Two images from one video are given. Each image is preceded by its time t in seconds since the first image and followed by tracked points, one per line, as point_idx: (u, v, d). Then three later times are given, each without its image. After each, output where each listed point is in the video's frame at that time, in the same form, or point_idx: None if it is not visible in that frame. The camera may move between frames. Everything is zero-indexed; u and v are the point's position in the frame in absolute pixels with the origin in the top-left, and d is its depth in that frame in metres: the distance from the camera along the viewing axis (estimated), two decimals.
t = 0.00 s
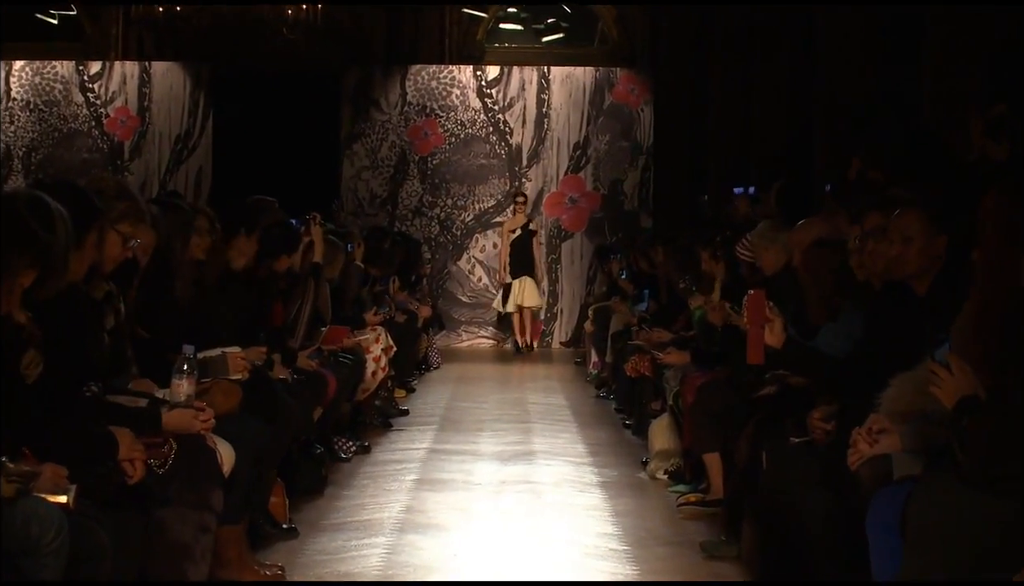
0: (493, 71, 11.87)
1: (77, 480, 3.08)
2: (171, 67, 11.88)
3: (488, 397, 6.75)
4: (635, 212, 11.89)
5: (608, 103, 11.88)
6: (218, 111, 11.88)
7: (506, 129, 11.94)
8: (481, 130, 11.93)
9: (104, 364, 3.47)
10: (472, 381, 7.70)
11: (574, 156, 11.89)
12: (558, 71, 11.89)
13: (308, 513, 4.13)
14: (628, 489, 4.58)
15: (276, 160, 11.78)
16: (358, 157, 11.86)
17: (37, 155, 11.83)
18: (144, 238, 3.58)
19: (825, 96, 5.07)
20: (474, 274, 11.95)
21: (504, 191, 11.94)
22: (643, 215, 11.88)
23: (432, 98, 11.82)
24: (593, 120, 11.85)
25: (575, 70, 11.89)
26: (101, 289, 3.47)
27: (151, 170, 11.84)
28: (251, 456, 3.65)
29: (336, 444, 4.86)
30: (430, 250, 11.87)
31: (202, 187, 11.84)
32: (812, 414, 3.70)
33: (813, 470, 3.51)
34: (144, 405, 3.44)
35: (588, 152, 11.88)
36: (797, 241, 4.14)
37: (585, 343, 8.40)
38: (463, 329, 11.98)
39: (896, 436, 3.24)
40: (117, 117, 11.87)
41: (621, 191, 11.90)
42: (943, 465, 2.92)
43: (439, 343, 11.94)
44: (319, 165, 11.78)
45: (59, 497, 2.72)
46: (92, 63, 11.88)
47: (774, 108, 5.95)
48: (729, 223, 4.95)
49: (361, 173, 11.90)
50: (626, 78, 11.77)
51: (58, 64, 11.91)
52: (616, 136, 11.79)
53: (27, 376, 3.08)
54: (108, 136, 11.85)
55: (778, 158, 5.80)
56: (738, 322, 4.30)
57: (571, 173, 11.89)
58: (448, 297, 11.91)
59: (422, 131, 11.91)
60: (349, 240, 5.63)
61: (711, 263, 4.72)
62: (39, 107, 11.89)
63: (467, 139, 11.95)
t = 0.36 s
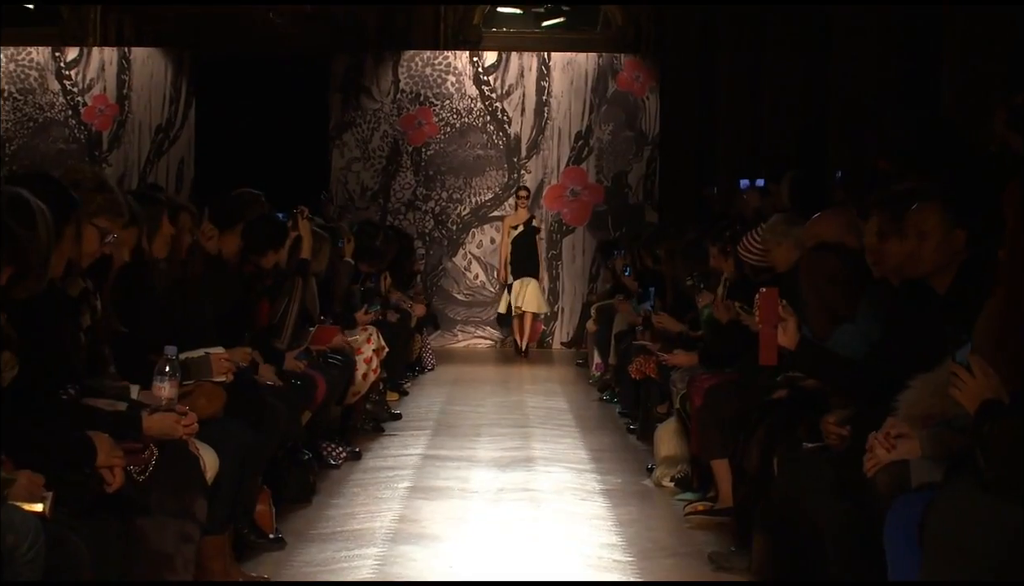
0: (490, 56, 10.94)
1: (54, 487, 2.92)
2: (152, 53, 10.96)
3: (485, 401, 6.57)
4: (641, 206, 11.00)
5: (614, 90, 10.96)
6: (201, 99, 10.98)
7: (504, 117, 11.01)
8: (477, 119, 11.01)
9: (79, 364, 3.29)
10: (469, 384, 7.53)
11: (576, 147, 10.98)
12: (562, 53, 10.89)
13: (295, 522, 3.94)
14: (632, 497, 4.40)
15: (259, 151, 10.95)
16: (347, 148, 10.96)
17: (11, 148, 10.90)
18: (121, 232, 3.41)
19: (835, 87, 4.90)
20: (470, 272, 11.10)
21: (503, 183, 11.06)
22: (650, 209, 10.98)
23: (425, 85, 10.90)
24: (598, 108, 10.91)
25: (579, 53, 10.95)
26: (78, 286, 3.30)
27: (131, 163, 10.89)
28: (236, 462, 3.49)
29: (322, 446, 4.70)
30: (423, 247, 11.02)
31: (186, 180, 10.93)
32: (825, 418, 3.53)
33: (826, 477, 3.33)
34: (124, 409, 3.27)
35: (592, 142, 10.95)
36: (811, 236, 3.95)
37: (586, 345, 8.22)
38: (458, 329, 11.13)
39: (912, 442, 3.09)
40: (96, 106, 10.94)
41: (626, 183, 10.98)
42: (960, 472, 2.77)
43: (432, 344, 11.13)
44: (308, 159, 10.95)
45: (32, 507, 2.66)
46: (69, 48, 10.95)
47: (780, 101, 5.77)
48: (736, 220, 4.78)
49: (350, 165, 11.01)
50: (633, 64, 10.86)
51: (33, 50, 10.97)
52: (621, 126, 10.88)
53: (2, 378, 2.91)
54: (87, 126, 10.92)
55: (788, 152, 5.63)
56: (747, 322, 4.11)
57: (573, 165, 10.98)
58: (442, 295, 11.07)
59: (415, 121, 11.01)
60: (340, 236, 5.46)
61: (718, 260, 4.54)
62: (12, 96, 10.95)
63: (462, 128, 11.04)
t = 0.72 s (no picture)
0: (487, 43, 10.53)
1: (29, 496, 2.75)
2: (133, 40, 10.29)
3: (482, 405, 6.39)
4: (645, 200, 10.59)
5: (617, 78, 10.56)
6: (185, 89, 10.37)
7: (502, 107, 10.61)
8: (474, 108, 10.59)
9: (54, 366, 3.11)
10: (465, 387, 7.35)
11: (577, 137, 10.57)
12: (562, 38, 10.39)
13: (281, 532, 3.77)
14: (638, 507, 4.21)
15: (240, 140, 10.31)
16: (337, 138, 10.50)
17: None
18: (98, 228, 3.25)
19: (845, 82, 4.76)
20: (466, 270, 10.62)
21: (500, 175, 10.62)
22: (656, 203, 10.59)
23: (419, 73, 10.49)
24: (600, 97, 10.53)
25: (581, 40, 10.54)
26: (54, 285, 3.14)
27: (109, 155, 10.22)
28: (221, 469, 3.33)
29: (309, 452, 4.54)
30: (417, 243, 10.56)
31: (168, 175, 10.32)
32: (838, 423, 3.36)
33: (841, 485, 3.16)
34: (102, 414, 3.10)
35: (594, 133, 10.55)
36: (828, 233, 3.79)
37: (589, 348, 8.04)
38: (454, 330, 10.65)
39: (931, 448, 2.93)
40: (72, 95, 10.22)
41: (631, 175, 10.57)
42: (984, 478, 2.61)
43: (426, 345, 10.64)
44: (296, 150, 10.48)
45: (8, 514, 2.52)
46: (42, 33, 10.19)
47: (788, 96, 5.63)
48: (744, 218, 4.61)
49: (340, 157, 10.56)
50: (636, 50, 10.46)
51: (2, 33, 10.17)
52: (625, 116, 10.48)
53: None
54: (62, 116, 10.20)
55: (798, 149, 5.47)
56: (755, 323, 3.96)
57: (575, 157, 10.60)
58: (437, 294, 10.57)
59: (408, 110, 10.58)
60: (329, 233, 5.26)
61: (725, 259, 4.37)
62: None
63: (458, 118, 10.62)
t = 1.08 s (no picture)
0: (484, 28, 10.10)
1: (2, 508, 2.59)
2: (112, 25, 10.08)
3: (481, 410, 6.23)
4: (650, 193, 10.20)
5: (621, 66, 10.15)
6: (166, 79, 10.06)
7: (501, 96, 10.20)
8: (471, 97, 10.18)
9: (30, 367, 2.95)
10: (462, 391, 7.18)
11: (580, 128, 10.17)
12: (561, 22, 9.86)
13: (268, 543, 3.61)
14: (643, 517, 4.05)
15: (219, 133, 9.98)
16: (327, 129, 10.10)
17: None
18: (79, 226, 3.12)
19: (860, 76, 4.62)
20: (463, 267, 10.23)
21: (498, 168, 10.20)
22: (662, 197, 10.18)
23: (413, 61, 10.10)
24: (603, 85, 10.13)
25: (584, 26, 10.14)
26: (30, 283, 2.99)
27: (88, 146, 10.04)
28: (204, 478, 3.17)
29: (298, 459, 4.39)
30: (411, 240, 10.16)
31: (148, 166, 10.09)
32: (856, 431, 3.21)
33: (858, 495, 2.99)
34: (81, 420, 2.94)
35: (597, 123, 10.16)
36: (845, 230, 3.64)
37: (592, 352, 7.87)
38: (450, 330, 10.26)
39: (951, 454, 2.78)
40: (48, 83, 10.02)
41: (636, 168, 10.18)
42: (1012, 488, 2.46)
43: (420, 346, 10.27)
44: (283, 141, 10.03)
45: None
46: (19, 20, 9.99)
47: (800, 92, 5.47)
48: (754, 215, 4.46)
49: (330, 149, 10.16)
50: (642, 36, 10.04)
51: None
52: (629, 106, 10.08)
53: None
54: (37, 105, 10.02)
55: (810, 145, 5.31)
56: (767, 323, 3.79)
57: (578, 148, 10.18)
58: (433, 293, 10.20)
59: (401, 100, 10.17)
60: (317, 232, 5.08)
61: (735, 256, 4.23)
62: None
63: (454, 108, 10.20)
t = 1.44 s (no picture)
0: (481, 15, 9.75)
1: None
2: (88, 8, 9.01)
3: (478, 416, 6.07)
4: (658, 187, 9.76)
5: (626, 53, 9.74)
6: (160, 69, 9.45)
7: (500, 85, 9.78)
8: (468, 86, 9.74)
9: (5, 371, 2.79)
10: (458, 397, 7.00)
11: (584, 118, 9.76)
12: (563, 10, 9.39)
13: (254, 556, 3.45)
14: (649, 529, 3.89)
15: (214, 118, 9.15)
16: (316, 121, 9.67)
17: None
18: (59, 224, 2.96)
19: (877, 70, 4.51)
20: (460, 266, 9.81)
21: (497, 161, 9.78)
22: (670, 191, 9.77)
23: (408, 47, 9.69)
24: (608, 74, 9.72)
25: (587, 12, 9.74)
26: (10, 282, 2.84)
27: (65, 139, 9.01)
28: (189, 488, 3.02)
29: (286, 469, 4.23)
30: (403, 238, 9.77)
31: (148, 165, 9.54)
32: (872, 437, 3.07)
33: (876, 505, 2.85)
34: (58, 428, 2.77)
35: (601, 114, 9.75)
36: (862, 226, 3.49)
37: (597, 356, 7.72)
38: (445, 332, 9.88)
39: (974, 466, 2.63)
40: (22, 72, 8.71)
41: (643, 161, 9.76)
42: None
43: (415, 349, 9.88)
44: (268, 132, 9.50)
45: None
46: None
47: (815, 85, 5.34)
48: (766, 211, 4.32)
49: (320, 143, 9.70)
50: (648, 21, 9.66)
51: None
52: (635, 96, 9.70)
53: None
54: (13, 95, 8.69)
55: (823, 139, 5.17)
56: (779, 324, 3.63)
57: (581, 140, 9.77)
58: (428, 293, 9.81)
59: (395, 90, 9.73)
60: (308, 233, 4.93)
61: (747, 253, 4.08)
62: None
63: (450, 98, 9.77)
